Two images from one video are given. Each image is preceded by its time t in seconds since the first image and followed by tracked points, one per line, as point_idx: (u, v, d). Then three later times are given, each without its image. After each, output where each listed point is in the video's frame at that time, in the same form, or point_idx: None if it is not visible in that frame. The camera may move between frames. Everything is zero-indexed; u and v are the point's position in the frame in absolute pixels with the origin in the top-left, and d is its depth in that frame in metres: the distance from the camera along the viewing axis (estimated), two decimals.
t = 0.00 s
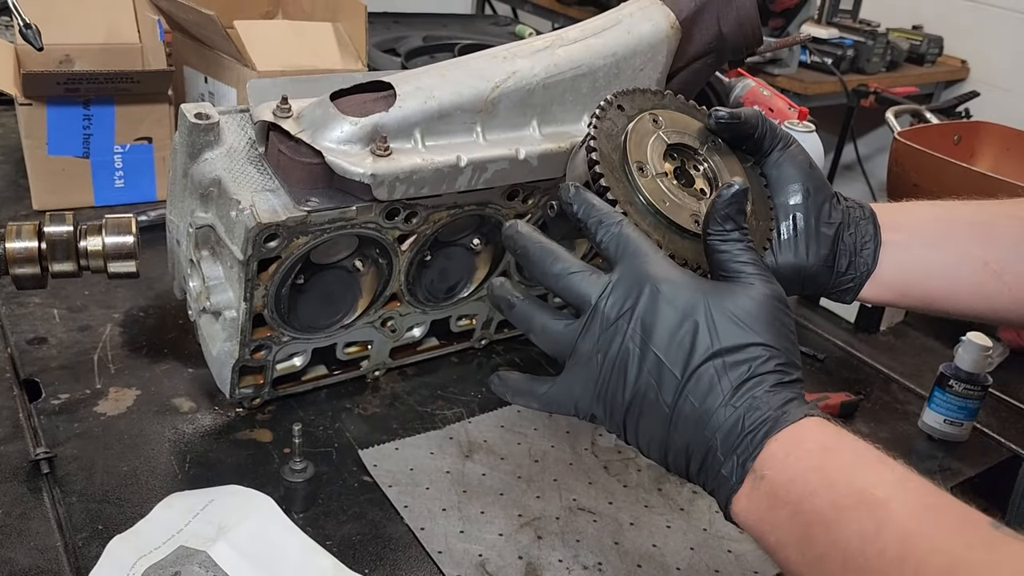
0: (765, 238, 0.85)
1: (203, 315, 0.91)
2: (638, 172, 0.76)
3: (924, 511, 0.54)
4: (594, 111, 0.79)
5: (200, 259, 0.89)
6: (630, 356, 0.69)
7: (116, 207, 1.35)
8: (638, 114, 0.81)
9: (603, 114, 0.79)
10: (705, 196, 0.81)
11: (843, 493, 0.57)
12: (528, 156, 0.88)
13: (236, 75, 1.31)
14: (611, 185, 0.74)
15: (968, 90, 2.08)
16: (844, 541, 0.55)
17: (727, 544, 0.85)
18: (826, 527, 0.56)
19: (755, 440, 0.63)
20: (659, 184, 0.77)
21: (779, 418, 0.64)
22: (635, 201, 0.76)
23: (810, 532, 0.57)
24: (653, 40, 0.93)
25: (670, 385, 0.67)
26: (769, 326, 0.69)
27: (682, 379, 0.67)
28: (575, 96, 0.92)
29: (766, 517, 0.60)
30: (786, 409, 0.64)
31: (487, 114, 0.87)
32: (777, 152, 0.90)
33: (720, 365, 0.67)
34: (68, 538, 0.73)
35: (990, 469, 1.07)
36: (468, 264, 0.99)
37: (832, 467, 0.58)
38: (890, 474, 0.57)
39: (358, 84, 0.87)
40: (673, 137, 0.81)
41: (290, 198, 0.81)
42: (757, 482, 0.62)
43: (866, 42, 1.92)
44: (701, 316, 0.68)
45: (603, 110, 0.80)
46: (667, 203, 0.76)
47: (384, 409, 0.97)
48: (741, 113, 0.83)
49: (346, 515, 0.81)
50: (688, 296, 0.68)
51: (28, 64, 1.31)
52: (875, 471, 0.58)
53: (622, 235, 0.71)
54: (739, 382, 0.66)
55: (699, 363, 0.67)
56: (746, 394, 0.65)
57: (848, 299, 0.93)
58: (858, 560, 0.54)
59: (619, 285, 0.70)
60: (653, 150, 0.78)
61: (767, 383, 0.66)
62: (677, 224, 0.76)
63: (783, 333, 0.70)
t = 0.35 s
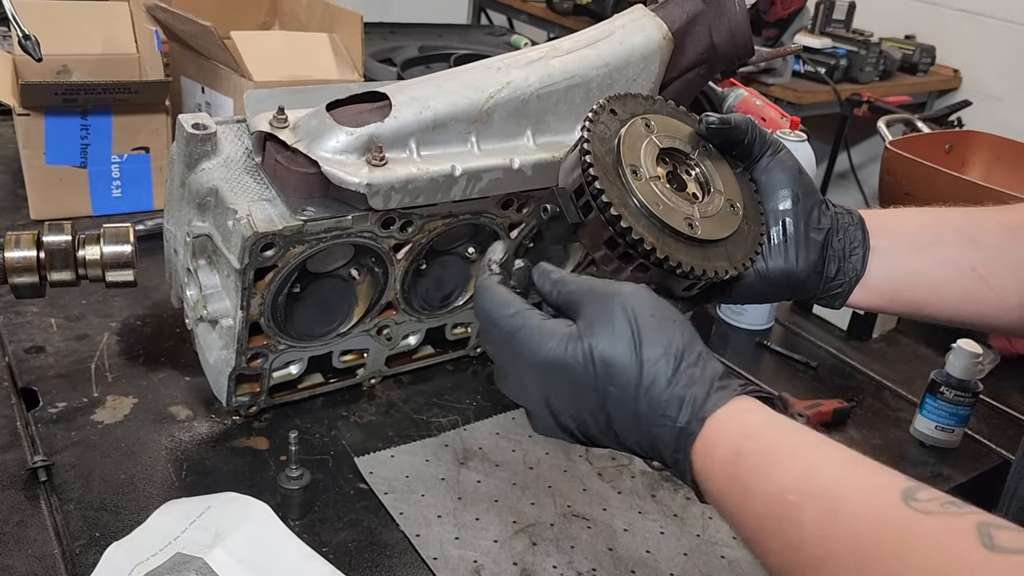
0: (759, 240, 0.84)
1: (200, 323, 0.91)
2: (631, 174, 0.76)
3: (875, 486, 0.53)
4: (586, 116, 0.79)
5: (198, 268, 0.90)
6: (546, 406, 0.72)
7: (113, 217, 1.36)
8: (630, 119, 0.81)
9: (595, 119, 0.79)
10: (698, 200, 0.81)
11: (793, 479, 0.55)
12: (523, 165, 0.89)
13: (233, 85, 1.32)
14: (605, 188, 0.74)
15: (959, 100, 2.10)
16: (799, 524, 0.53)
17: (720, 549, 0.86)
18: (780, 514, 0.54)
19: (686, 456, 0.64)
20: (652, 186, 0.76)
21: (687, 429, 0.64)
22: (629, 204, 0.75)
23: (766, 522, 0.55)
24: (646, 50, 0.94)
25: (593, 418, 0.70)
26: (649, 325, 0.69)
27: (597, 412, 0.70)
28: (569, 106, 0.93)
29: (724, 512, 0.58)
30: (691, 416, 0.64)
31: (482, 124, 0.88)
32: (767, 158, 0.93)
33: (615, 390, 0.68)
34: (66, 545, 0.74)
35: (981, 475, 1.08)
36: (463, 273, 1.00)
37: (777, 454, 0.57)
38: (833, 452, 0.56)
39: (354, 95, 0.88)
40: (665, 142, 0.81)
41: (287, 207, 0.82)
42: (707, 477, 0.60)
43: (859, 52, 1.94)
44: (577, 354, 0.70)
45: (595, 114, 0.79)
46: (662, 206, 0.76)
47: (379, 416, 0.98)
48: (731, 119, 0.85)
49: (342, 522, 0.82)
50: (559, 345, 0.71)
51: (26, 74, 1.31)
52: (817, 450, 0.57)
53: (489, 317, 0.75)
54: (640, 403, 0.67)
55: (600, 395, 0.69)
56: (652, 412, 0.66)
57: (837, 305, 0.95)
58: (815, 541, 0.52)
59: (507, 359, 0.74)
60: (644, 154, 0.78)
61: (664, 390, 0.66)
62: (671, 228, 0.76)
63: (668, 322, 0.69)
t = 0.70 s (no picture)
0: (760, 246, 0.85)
1: (200, 328, 0.92)
2: (633, 180, 0.77)
3: (831, 463, 0.54)
4: (588, 122, 0.80)
5: (198, 273, 0.90)
6: (535, 389, 0.78)
7: (112, 223, 1.37)
8: (630, 126, 0.82)
9: (596, 125, 0.80)
10: (699, 207, 0.82)
11: (751, 461, 0.56)
12: (521, 171, 0.90)
13: (232, 92, 1.33)
14: (607, 194, 0.75)
15: (954, 107, 2.12)
16: (757, 501, 0.54)
17: (717, 553, 0.86)
18: (741, 493, 0.55)
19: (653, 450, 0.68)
20: (654, 192, 0.77)
21: (652, 425, 0.68)
22: (630, 209, 0.76)
23: (730, 503, 0.56)
24: (643, 58, 0.95)
25: (572, 406, 0.76)
26: (623, 325, 0.72)
27: (573, 399, 0.75)
28: (566, 113, 0.94)
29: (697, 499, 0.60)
30: (654, 415, 0.68)
31: (480, 131, 0.89)
32: (765, 165, 0.94)
33: (588, 382, 0.73)
34: (67, 549, 0.74)
35: (977, 479, 1.09)
36: (462, 278, 1.01)
37: (737, 441, 0.59)
38: (791, 434, 0.58)
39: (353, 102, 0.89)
40: (666, 149, 0.82)
41: (287, 213, 0.83)
42: (680, 465, 0.62)
43: (855, 60, 1.96)
44: (557, 344, 0.75)
45: (597, 119, 0.80)
46: (663, 212, 0.77)
47: (378, 421, 0.98)
48: (729, 127, 0.87)
49: (341, 525, 0.82)
50: (544, 334, 0.76)
51: (26, 81, 1.32)
52: (777, 434, 0.58)
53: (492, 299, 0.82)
54: (608, 396, 0.71)
55: (575, 384, 0.74)
56: (620, 406, 0.71)
57: (836, 311, 0.96)
58: (774, 516, 0.52)
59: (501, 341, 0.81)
60: (646, 160, 0.79)
61: (630, 386, 0.70)
62: (672, 233, 0.76)
63: (641, 320, 0.72)
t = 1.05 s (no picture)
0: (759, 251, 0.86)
1: (201, 332, 0.93)
2: (631, 186, 0.77)
3: (832, 464, 0.54)
4: (588, 126, 0.81)
5: (199, 277, 0.91)
6: (542, 391, 0.79)
7: (113, 228, 1.37)
8: (630, 131, 0.82)
9: (596, 130, 0.80)
10: (698, 212, 0.82)
11: (754, 463, 0.57)
12: (520, 175, 0.91)
13: (232, 97, 1.33)
14: (604, 200, 0.75)
15: (950, 112, 2.13)
16: (761, 501, 0.54)
17: (716, 556, 0.87)
18: (745, 494, 0.56)
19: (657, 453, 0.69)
20: (652, 198, 0.78)
21: (656, 430, 0.69)
22: (628, 215, 0.77)
23: (734, 503, 0.56)
24: (641, 63, 0.96)
25: (579, 407, 0.77)
26: (627, 332, 0.72)
27: (580, 402, 0.76)
28: (566, 118, 0.94)
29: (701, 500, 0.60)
30: (657, 419, 0.69)
31: (479, 136, 0.90)
32: (767, 169, 0.95)
33: (593, 386, 0.74)
34: (68, 552, 0.74)
35: (974, 481, 1.09)
36: (462, 283, 1.02)
37: (739, 443, 0.59)
38: (793, 436, 0.59)
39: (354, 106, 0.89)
40: (665, 154, 0.83)
41: (287, 217, 0.83)
42: (686, 467, 0.63)
43: (852, 65, 1.97)
44: (563, 350, 0.76)
45: (598, 124, 0.81)
46: (661, 217, 0.77)
47: (378, 424, 0.99)
48: (731, 132, 0.87)
49: (341, 528, 0.82)
50: (550, 341, 0.77)
51: (26, 87, 1.33)
52: (780, 437, 0.59)
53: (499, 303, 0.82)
54: (613, 401, 0.72)
55: (582, 388, 0.75)
56: (625, 410, 0.71)
57: (837, 315, 0.97)
58: (777, 515, 0.52)
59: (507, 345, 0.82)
60: (645, 166, 0.80)
61: (635, 392, 0.71)
62: (670, 238, 0.77)
63: (645, 327, 0.72)
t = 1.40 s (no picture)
0: (757, 253, 0.86)
1: (199, 340, 0.93)
2: (630, 187, 0.78)
3: (854, 465, 0.55)
4: (587, 130, 0.81)
5: (197, 286, 0.91)
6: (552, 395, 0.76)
7: (111, 236, 1.38)
8: (629, 133, 0.83)
9: (595, 133, 0.81)
10: (696, 214, 0.83)
11: (775, 459, 0.57)
12: (516, 184, 0.91)
13: (230, 106, 1.34)
14: (603, 200, 0.76)
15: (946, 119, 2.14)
16: (781, 497, 0.55)
17: (713, 562, 0.87)
18: (765, 490, 0.56)
19: (679, 445, 0.68)
20: (650, 199, 0.78)
21: (679, 421, 0.68)
22: (627, 216, 0.77)
23: (752, 498, 0.57)
24: (636, 72, 0.97)
25: (594, 407, 0.74)
26: (651, 324, 0.72)
27: (596, 401, 0.73)
28: (561, 126, 0.95)
29: (716, 494, 0.61)
30: (682, 409, 0.68)
31: (476, 144, 0.90)
32: (764, 174, 0.96)
33: (614, 383, 0.72)
34: (66, 560, 0.74)
35: (971, 487, 1.10)
36: (459, 290, 1.02)
37: (762, 438, 0.59)
38: (816, 435, 0.59)
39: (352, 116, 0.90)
40: (664, 155, 0.83)
41: (285, 225, 0.84)
42: (703, 461, 0.63)
43: (848, 72, 1.97)
44: (580, 347, 0.73)
45: (597, 126, 0.82)
46: (658, 219, 0.78)
47: (376, 432, 0.99)
48: (728, 136, 0.88)
49: (339, 536, 0.83)
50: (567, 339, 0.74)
51: (25, 96, 1.33)
52: (804, 435, 0.59)
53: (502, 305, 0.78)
54: (635, 395, 0.71)
55: (601, 386, 0.73)
56: (649, 404, 0.70)
57: (833, 319, 0.97)
58: (796, 512, 0.53)
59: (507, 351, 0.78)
60: (644, 167, 0.80)
61: (659, 384, 0.70)
62: (667, 240, 0.77)
63: (667, 320, 0.72)
